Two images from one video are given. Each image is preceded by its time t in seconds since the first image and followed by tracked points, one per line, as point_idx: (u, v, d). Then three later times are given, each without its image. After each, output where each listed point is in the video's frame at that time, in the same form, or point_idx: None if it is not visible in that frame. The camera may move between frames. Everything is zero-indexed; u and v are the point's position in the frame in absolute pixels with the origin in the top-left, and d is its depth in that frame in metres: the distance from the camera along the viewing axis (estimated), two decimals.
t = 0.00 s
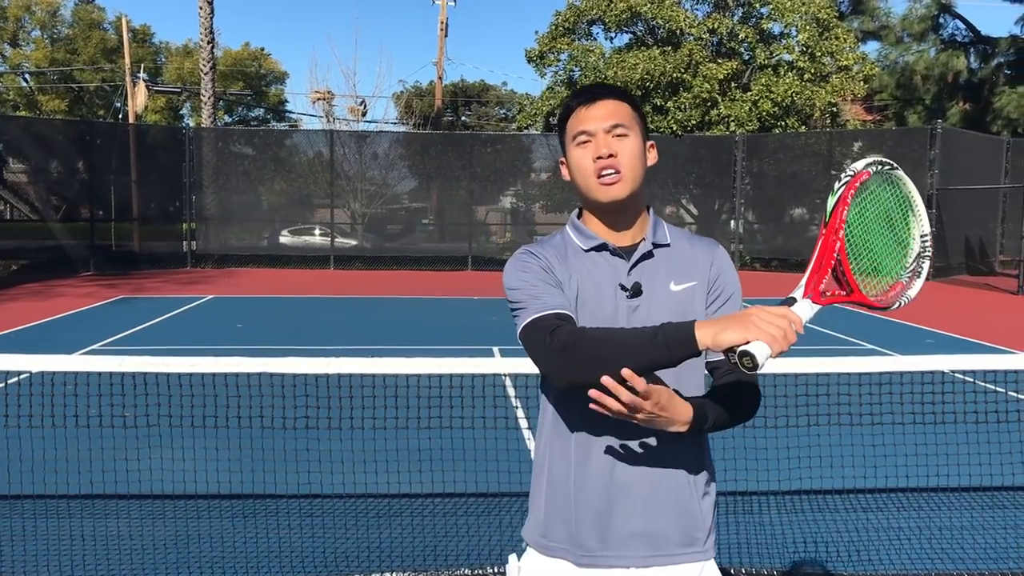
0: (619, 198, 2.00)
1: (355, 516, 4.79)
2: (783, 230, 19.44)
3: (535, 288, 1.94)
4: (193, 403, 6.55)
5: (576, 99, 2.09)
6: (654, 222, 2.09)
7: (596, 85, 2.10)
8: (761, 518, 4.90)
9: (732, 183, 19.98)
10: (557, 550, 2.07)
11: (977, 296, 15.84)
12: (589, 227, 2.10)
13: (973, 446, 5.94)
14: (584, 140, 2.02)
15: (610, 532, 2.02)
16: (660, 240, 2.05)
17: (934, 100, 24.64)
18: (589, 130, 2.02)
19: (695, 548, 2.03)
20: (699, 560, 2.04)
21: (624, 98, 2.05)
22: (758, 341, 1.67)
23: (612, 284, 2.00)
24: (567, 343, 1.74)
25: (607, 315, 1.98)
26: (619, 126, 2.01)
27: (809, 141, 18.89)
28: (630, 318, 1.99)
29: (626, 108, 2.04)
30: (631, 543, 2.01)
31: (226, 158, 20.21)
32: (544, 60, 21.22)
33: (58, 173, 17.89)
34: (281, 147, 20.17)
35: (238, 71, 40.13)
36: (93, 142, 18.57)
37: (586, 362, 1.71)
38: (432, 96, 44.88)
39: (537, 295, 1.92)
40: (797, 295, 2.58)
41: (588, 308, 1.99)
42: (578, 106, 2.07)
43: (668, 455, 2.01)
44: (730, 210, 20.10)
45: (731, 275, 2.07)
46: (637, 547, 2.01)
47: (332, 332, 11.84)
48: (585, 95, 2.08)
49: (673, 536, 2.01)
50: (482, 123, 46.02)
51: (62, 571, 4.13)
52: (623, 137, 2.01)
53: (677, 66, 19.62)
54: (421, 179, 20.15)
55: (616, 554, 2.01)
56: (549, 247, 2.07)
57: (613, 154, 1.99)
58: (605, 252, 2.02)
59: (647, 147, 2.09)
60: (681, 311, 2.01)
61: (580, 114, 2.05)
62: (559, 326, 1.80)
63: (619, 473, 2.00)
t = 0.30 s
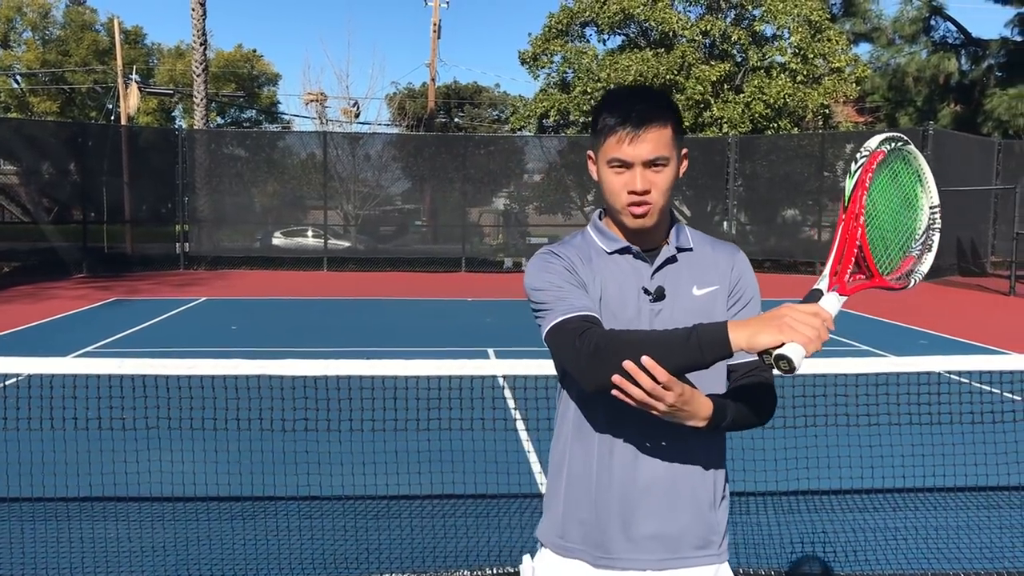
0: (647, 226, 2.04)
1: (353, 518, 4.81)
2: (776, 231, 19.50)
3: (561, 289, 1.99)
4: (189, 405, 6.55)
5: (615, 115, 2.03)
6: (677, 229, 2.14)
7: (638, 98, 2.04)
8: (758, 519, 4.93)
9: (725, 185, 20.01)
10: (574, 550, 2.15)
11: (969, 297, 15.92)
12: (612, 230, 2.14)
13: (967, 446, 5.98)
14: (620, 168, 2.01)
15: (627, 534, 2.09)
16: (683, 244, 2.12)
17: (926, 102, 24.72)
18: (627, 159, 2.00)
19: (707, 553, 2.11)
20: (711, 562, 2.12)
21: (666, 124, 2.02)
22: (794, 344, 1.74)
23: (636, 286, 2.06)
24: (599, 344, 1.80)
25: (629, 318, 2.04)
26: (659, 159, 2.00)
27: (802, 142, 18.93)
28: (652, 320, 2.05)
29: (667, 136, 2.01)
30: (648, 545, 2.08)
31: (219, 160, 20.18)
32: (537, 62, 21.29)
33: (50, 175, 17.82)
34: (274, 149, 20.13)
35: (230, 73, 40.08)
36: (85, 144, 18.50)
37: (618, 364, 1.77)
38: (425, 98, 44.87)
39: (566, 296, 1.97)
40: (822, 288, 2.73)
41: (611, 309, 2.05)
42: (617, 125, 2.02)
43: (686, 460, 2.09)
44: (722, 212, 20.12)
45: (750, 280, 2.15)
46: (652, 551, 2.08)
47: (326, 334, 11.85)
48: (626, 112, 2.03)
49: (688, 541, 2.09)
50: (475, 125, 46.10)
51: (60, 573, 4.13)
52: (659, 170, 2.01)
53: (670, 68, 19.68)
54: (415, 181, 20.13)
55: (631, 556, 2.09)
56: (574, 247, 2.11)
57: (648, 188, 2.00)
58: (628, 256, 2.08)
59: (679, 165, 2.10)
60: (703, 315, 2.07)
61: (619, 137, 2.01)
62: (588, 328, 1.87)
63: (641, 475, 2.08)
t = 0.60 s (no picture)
0: (663, 223, 2.06)
1: (348, 520, 4.81)
2: (764, 232, 19.58)
3: (573, 290, 2.01)
4: (181, 406, 6.53)
5: (630, 110, 2.07)
6: (691, 231, 2.17)
7: (652, 94, 2.08)
8: (753, 519, 4.96)
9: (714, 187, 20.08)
10: (578, 549, 2.17)
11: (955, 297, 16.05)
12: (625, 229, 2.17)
13: (958, 445, 6.04)
14: (636, 162, 2.03)
15: (631, 536, 2.11)
16: (696, 248, 2.15)
17: (913, 104, 24.86)
18: (642, 154, 2.03)
19: (708, 554, 2.14)
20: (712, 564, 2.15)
21: (682, 118, 2.05)
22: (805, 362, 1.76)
23: (648, 289, 2.08)
24: (609, 350, 1.83)
25: (639, 321, 2.06)
26: (675, 154, 2.03)
27: (790, 144, 19.02)
28: (663, 324, 2.07)
29: (683, 130, 2.05)
30: (651, 547, 2.11)
31: (207, 162, 20.12)
32: (527, 64, 21.33)
33: (37, 177, 17.71)
34: (263, 151, 20.08)
35: (218, 75, 39.99)
36: (73, 146, 18.39)
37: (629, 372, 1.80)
38: (414, 99, 44.90)
39: (577, 297, 1.99)
40: (834, 299, 2.73)
41: (623, 313, 2.07)
42: (632, 118, 2.06)
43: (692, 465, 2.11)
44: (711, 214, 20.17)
45: (760, 286, 2.19)
46: (655, 552, 2.11)
47: (316, 336, 11.83)
48: (641, 107, 2.06)
49: (690, 542, 2.11)
50: (464, 127, 46.13)
51: None
52: (676, 164, 2.04)
53: (659, 70, 19.73)
54: (404, 183, 20.12)
55: (635, 557, 2.11)
56: (586, 245, 2.13)
57: (664, 183, 2.03)
58: (641, 258, 2.10)
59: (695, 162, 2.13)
60: (713, 319, 2.11)
61: (635, 132, 2.04)
62: (599, 334, 1.89)
63: (647, 478, 2.10)
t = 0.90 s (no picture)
0: (660, 221, 2.10)
1: (340, 521, 4.83)
2: (748, 234, 19.71)
3: (569, 292, 2.05)
4: (171, 407, 6.53)
5: (623, 108, 2.12)
6: (687, 232, 2.22)
7: (646, 93, 2.13)
8: (742, 518, 5.02)
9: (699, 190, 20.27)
10: (571, 551, 2.21)
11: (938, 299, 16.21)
12: (621, 228, 2.21)
13: (944, 445, 6.12)
14: (631, 160, 2.08)
15: (625, 537, 2.16)
16: (692, 250, 2.20)
17: (896, 107, 25.05)
18: (637, 151, 2.07)
19: (697, 553, 2.19)
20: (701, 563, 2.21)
21: (675, 115, 2.10)
22: (800, 382, 1.80)
23: (643, 291, 2.13)
24: (603, 358, 1.87)
25: (634, 322, 2.11)
26: (670, 150, 2.08)
27: (775, 147, 19.16)
28: (658, 326, 2.12)
29: (677, 127, 2.10)
30: (643, 547, 2.16)
31: (193, 163, 20.05)
32: (513, 66, 21.38)
33: (20, 179, 17.59)
34: (249, 153, 20.04)
35: (203, 76, 39.85)
36: (57, 148, 18.28)
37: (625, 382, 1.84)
38: (399, 101, 44.92)
39: (573, 300, 2.03)
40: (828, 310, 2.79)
41: (619, 316, 2.12)
42: (626, 117, 2.10)
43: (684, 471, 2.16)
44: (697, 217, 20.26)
45: (754, 289, 2.24)
46: (647, 552, 2.16)
47: (304, 338, 11.82)
48: (635, 105, 2.11)
49: (680, 541, 2.17)
50: (450, 129, 46.18)
51: None
52: (671, 162, 2.08)
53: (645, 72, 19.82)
54: (391, 185, 20.13)
55: (628, 557, 2.16)
56: (582, 246, 2.18)
57: (661, 180, 2.07)
58: (636, 259, 2.15)
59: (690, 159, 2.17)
60: (707, 321, 2.16)
61: (629, 130, 2.09)
62: (593, 339, 1.93)
63: (640, 483, 2.15)
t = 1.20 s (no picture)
0: (637, 226, 2.11)
1: (327, 523, 4.81)
2: (733, 237, 19.80)
3: (545, 312, 2.05)
4: (156, 410, 6.49)
5: (598, 112, 2.13)
6: (663, 239, 2.23)
7: (620, 97, 2.15)
8: (728, 519, 5.05)
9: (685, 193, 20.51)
10: None
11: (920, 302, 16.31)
12: (597, 237, 2.22)
13: (927, 445, 6.17)
14: (607, 164, 2.10)
15: (611, 557, 2.17)
16: (669, 257, 2.21)
17: (879, 111, 25.12)
18: (612, 155, 2.09)
19: (682, 564, 2.23)
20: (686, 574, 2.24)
21: (651, 118, 2.12)
22: (775, 418, 1.85)
23: (621, 301, 2.13)
24: (578, 393, 1.90)
25: (612, 335, 2.11)
26: (646, 154, 2.10)
27: (758, 150, 19.25)
28: (637, 336, 2.12)
29: (652, 130, 2.12)
30: (630, 565, 2.18)
31: (176, 165, 19.95)
32: (499, 69, 21.39)
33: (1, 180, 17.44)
34: (233, 155, 19.95)
35: (187, 78, 39.65)
36: (39, 149, 18.14)
37: (601, 415, 1.87)
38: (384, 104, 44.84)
39: (548, 323, 2.04)
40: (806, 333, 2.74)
41: (596, 328, 2.12)
42: (602, 121, 2.12)
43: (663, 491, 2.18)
44: (681, 220, 20.53)
45: (730, 293, 2.26)
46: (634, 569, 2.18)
47: (288, 341, 11.76)
48: (610, 110, 2.13)
49: (665, 555, 2.19)
50: (436, 131, 46.14)
51: None
52: (646, 165, 2.10)
53: (630, 75, 19.89)
54: (376, 187, 20.11)
55: None
56: (557, 257, 2.18)
57: (637, 185, 2.08)
58: (612, 269, 2.15)
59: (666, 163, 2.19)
60: (686, 329, 2.17)
61: (605, 133, 2.11)
62: (568, 371, 1.94)
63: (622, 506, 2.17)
